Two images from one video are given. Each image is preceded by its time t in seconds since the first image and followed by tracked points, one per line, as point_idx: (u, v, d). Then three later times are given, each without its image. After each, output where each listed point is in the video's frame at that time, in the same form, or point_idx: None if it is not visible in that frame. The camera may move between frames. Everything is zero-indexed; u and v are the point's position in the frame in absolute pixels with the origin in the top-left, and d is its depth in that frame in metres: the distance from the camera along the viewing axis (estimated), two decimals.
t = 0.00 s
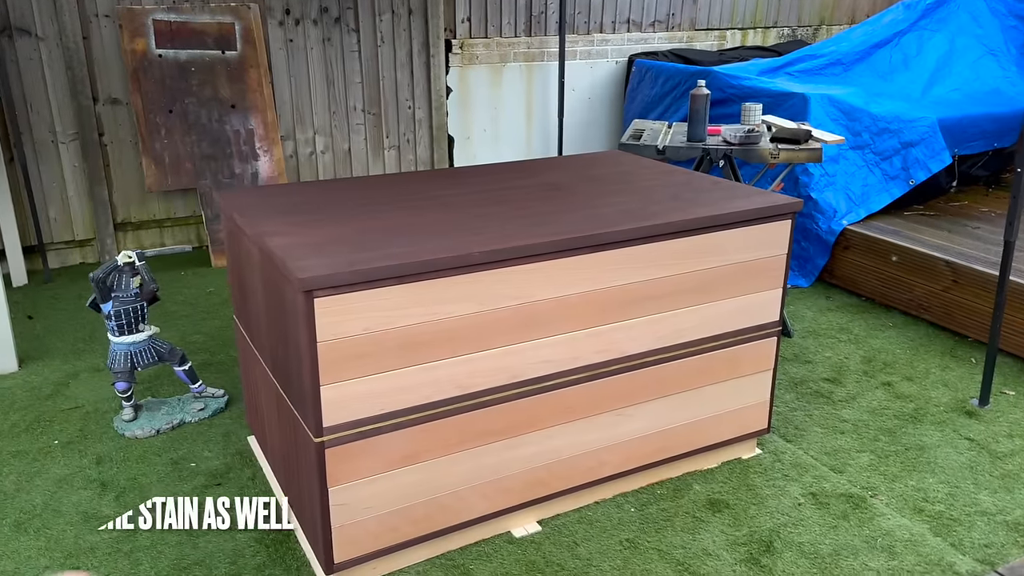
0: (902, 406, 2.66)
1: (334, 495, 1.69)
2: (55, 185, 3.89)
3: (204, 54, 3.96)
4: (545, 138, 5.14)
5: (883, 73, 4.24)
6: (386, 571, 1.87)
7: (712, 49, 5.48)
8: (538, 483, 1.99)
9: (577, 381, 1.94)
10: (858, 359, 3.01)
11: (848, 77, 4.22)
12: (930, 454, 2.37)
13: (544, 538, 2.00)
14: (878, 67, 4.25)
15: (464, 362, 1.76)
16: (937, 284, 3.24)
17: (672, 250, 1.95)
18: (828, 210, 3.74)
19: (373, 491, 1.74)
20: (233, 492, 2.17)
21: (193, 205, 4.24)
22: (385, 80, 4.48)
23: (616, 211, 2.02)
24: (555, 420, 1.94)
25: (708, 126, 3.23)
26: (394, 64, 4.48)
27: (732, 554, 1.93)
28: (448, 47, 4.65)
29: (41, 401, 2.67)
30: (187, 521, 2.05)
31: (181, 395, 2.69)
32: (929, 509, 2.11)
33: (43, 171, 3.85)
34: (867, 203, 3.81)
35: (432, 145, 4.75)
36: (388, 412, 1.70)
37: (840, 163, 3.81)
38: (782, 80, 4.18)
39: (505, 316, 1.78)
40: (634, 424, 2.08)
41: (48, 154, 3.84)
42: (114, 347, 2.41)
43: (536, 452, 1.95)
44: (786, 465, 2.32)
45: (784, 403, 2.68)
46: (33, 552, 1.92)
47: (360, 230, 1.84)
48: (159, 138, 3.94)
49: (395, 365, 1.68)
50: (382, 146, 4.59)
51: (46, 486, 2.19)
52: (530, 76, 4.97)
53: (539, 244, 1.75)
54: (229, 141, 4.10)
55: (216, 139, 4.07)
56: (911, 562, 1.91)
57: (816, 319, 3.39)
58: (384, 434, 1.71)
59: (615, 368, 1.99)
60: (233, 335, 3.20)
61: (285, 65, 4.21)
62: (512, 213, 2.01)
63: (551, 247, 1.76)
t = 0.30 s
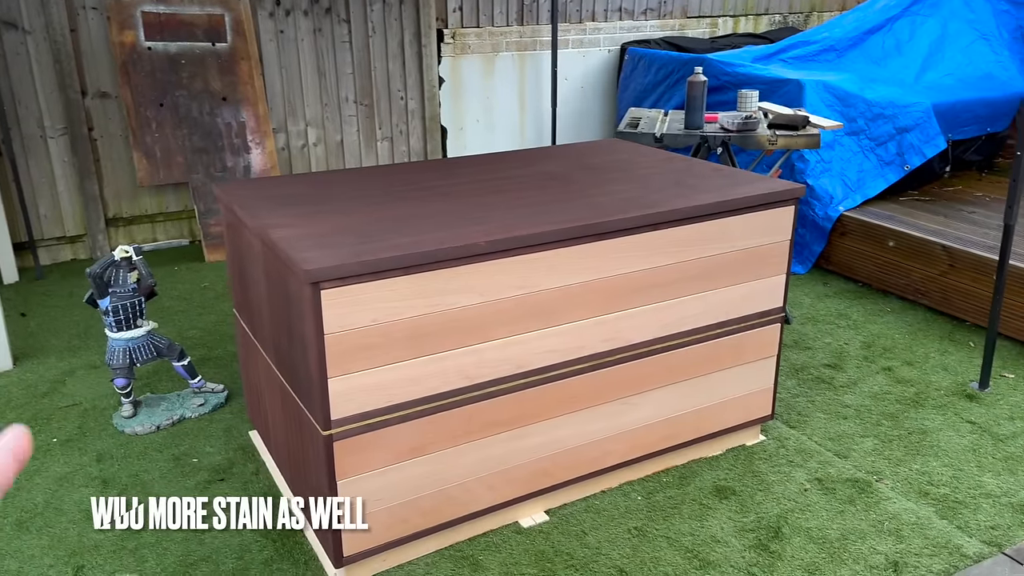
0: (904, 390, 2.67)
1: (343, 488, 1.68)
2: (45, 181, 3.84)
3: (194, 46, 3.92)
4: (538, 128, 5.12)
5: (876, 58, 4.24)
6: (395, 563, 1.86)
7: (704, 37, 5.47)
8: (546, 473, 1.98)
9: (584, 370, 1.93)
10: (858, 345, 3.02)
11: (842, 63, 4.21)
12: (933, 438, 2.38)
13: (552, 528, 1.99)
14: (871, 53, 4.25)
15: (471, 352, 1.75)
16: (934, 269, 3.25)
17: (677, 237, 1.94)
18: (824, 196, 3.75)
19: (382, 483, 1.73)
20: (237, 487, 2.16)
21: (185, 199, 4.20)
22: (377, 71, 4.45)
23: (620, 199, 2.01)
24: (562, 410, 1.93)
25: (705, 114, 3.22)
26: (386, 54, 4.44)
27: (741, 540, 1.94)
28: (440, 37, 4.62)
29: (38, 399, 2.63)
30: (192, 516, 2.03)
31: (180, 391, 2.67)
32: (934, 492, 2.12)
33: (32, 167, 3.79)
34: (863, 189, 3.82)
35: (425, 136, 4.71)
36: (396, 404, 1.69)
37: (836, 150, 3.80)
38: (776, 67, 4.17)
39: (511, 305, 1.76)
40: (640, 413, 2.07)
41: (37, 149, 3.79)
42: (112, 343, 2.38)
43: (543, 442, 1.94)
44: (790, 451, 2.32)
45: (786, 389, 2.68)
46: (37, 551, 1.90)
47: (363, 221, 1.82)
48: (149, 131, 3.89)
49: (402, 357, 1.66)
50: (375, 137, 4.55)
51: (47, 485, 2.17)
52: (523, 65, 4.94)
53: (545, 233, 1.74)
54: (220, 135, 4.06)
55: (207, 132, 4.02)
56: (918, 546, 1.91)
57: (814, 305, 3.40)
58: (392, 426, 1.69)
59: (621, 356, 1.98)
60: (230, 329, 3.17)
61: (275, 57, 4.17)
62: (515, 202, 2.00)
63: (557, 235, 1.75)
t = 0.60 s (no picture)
0: (905, 377, 2.68)
1: (355, 482, 1.67)
2: (38, 176, 3.80)
3: (186, 38, 3.87)
4: (532, 118, 5.10)
5: (871, 46, 4.24)
6: (406, 556, 1.86)
7: (698, 25, 5.47)
8: (555, 464, 1.98)
9: (592, 360, 1.93)
10: (858, 332, 3.03)
11: (837, 51, 4.22)
12: (936, 423, 2.40)
13: (561, 518, 2.00)
14: (866, 40, 4.25)
15: (481, 344, 1.75)
16: (932, 255, 3.26)
17: (683, 226, 1.94)
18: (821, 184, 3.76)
19: (393, 476, 1.72)
20: (243, 482, 2.15)
21: (179, 193, 4.17)
22: (371, 62, 4.42)
23: (626, 188, 2.00)
24: (570, 400, 1.93)
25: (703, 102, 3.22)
26: (380, 45, 4.41)
27: (750, 528, 1.94)
28: (434, 27, 4.59)
29: (38, 396, 2.61)
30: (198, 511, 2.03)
31: (181, 386, 2.66)
32: (939, 477, 2.13)
33: (24, 162, 3.75)
34: (860, 176, 3.83)
35: (420, 128, 4.69)
36: (406, 396, 1.68)
37: (832, 137, 3.82)
38: (771, 55, 4.17)
39: (520, 296, 1.76)
40: (647, 402, 2.08)
41: (29, 144, 3.74)
42: (113, 339, 2.37)
43: (552, 433, 1.94)
44: (795, 438, 2.33)
45: (788, 377, 2.69)
46: (44, 549, 1.89)
47: (370, 213, 1.81)
48: (143, 125, 3.84)
49: (413, 349, 1.65)
50: (370, 129, 4.53)
51: (51, 482, 2.15)
52: (516, 55, 4.92)
53: (554, 223, 1.73)
54: (215, 128, 4.02)
55: (201, 125, 3.98)
56: (926, 530, 1.93)
57: (813, 293, 3.41)
58: (403, 419, 1.69)
59: (628, 346, 1.98)
60: (229, 323, 3.15)
61: (269, 49, 4.13)
62: (521, 192, 1.99)
63: (566, 225, 1.75)
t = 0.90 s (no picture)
0: (896, 364, 2.69)
1: (348, 475, 1.66)
2: (21, 168, 3.74)
3: (171, 27, 3.82)
4: (521, 107, 5.07)
5: (861, 33, 4.23)
6: (400, 549, 1.85)
7: (687, 13, 5.44)
8: (549, 454, 1.98)
9: (585, 351, 1.92)
10: (849, 319, 3.04)
11: (827, 38, 4.20)
12: (928, 410, 2.40)
13: (556, 509, 1.99)
14: (855, 27, 4.24)
15: (474, 335, 1.73)
16: (922, 242, 3.27)
17: (677, 215, 1.93)
18: (812, 172, 3.76)
19: (386, 469, 1.71)
20: (234, 476, 2.13)
21: (165, 185, 4.12)
22: (358, 51, 4.37)
23: (619, 177, 1.99)
24: (564, 391, 1.92)
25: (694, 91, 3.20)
26: (367, 33, 4.37)
27: (744, 516, 1.95)
28: (422, 16, 4.54)
29: (24, 392, 2.58)
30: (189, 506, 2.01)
31: (170, 380, 2.63)
32: (932, 464, 2.14)
33: (7, 154, 3.69)
34: (850, 164, 3.82)
35: (409, 118, 4.65)
36: (400, 388, 1.66)
37: (822, 125, 3.82)
38: (761, 42, 4.16)
39: (514, 287, 1.74)
40: (641, 392, 2.07)
41: (12, 136, 3.68)
42: (100, 333, 2.33)
43: (546, 423, 1.93)
44: (788, 426, 2.33)
45: (781, 365, 2.70)
46: (33, 546, 1.86)
47: (360, 203, 1.78)
48: (127, 116, 3.79)
49: (406, 341, 1.64)
50: (357, 119, 4.49)
51: (39, 478, 2.12)
52: (505, 44, 4.88)
53: (547, 212, 1.71)
54: (201, 118, 3.97)
55: (187, 115, 3.93)
56: (919, 517, 1.94)
57: (804, 281, 3.41)
58: (396, 412, 1.67)
59: (622, 335, 1.97)
60: (218, 316, 3.12)
61: (255, 38, 4.08)
62: (512, 182, 1.97)
63: (559, 215, 1.73)
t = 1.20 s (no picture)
0: (887, 356, 2.70)
1: (337, 471, 1.65)
2: (5, 162, 3.70)
3: (157, 20, 3.77)
4: (511, 99, 5.04)
5: (851, 24, 4.20)
6: (390, 545, 1.84)
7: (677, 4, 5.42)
8: (540, 449, 1.97)
9: (576, 345, 1.91)
10: (839, 311, 3.04)
11: (816, 30, 4.18)
12: (918, 402, 2.41)
13: (547, 504, 1.98)
14: (845, 18, 4.21)
15: (464, 330, 1.72)
16: (912, 234, 3.27)
17: (667, 208, 1.92)
18: (802, 164, 3.76)
19: (375, 465, 1.70)
20: (223, 473, 2.11)
21: (152, 179, 4.08)
22: (346, 43, 4.34)
23: (609, 170, 1.98)
24: (555, 385, 1.92)
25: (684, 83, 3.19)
26: (355, 25, 4.33)
27: (735, 510, 1.94)
28: (410, 8, 4.51)
29: (10, 389, 2.55)
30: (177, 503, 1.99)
31: (158, 376, 2.61)
32: (923, 456, 2.15)
33: None
34: (840, 155, 3.82)
35: (398, 110, 4.62)
36: (388, 384, 1.65)
37: (812, 117, 3.81)
38: (751, 34, 4.14)
39: (504, 281, 1.73)
40: (632, 385, 2.07)
41: None
42: (86, 329, 2.31)
43: (537, 418, 1.92)
44: (779, 419, 2.33)
45: (771, 358, 2.70)
46: (19, 545, 1.84)
47: (348, 197, 1.77)
48: (113, 110, 3.75)
49: (394, 337, 1.62)
50: (346, 112, 4.46)
51: (25, 476, 2.10)
52: (494, 36, 4.85)
53: (537, 206, 1.70)
54: (187, 112, 3.93)
55: (174, 109, 3.90)
56: (910, 510, 1.94)
57: (794, 273, 3.41)
58: (385, 408, 1.66)
59: (612, 330, 1.96)
60: (206, 311, 3.10)
61: (242, 31, 4.04)
62: (501, 175, 1.96)
63: (549, 209, 1.72)
